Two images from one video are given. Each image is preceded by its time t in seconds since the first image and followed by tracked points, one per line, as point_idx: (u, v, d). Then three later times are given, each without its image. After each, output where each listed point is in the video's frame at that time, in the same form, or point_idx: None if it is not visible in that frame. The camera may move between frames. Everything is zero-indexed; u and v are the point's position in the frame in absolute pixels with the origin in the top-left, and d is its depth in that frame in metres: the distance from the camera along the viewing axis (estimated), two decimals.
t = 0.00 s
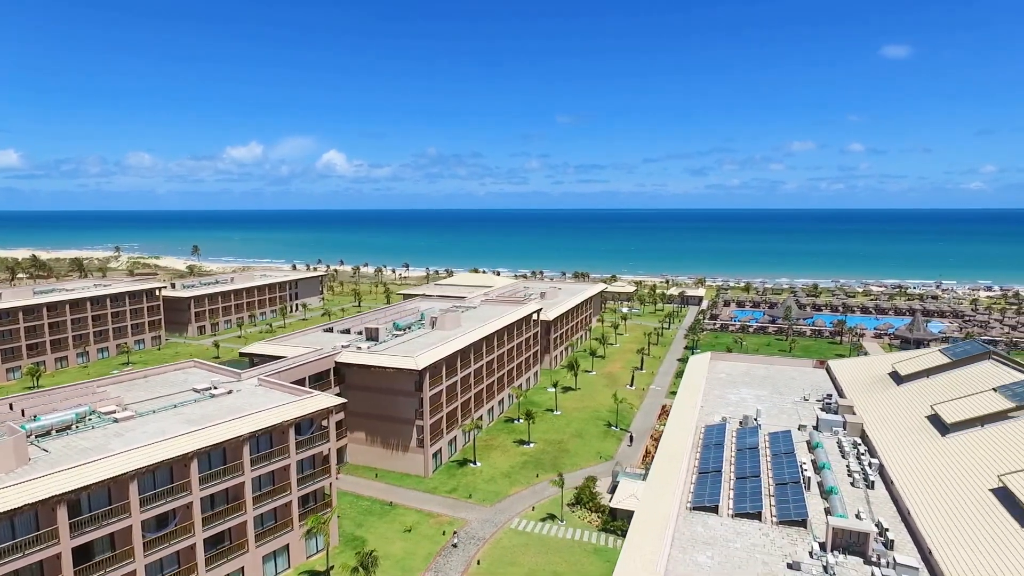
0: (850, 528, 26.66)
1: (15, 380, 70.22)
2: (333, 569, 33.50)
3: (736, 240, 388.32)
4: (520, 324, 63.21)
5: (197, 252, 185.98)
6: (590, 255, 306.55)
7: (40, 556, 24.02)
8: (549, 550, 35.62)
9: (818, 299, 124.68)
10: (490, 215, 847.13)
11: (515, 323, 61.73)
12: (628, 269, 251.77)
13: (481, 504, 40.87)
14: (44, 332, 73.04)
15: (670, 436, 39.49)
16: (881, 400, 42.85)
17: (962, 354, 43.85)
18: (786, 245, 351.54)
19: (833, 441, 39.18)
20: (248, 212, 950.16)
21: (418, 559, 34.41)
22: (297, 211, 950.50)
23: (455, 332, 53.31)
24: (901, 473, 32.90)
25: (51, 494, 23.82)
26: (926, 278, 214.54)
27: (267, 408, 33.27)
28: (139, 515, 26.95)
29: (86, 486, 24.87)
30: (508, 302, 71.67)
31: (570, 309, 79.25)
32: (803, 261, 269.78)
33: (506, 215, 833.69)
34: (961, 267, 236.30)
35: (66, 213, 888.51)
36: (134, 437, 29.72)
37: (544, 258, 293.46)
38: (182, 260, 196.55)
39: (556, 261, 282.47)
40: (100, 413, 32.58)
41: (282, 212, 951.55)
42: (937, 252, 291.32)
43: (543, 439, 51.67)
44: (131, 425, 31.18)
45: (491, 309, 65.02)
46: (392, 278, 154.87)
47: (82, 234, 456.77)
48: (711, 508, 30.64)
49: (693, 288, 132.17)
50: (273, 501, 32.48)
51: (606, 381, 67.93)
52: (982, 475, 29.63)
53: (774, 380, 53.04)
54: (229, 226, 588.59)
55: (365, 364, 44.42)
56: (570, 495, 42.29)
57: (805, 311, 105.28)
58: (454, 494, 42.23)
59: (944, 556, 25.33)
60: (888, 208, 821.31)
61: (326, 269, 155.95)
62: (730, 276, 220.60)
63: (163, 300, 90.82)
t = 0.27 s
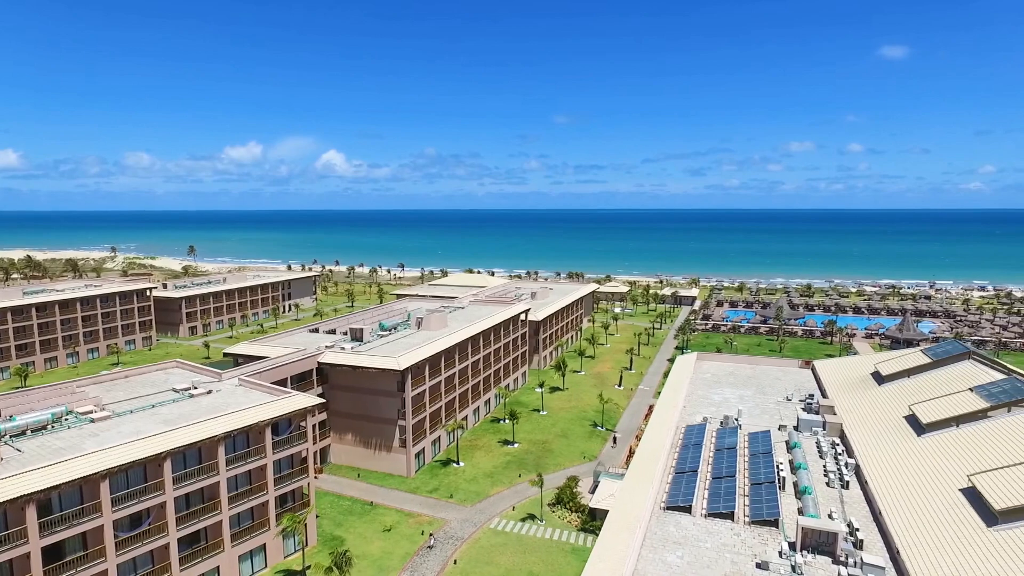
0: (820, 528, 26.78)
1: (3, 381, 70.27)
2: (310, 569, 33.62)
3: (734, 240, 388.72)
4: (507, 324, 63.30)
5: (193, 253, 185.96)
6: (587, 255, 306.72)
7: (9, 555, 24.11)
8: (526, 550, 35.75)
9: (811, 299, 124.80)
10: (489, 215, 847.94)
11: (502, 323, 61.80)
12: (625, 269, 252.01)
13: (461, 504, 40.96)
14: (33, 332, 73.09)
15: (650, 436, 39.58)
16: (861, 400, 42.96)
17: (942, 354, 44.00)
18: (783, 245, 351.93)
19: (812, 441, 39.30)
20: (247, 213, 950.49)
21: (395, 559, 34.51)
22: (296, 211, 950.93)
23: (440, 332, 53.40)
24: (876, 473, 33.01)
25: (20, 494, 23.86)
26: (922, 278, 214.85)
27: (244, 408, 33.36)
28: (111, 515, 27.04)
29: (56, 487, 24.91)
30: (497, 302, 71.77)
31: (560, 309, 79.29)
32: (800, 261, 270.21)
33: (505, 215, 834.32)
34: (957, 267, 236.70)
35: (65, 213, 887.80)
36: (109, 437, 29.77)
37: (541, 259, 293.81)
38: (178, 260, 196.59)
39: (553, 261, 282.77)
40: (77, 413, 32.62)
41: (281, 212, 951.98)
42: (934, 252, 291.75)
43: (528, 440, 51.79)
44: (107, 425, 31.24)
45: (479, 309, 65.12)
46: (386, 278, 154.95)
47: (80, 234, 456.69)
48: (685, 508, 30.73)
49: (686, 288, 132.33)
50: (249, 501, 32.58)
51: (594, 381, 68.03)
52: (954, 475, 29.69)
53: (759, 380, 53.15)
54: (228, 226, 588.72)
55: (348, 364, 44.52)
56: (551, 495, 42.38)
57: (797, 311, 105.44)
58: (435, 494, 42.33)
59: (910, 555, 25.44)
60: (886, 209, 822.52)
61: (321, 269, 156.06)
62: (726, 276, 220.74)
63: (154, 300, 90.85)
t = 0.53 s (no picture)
0: (790, 527, 26.89)
1: None
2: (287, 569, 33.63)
3: (731, 241, 389.44)
4: (494, 324, 63.42)
5: (187, 253, 186.04)
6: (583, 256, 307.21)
7: None
8: (504, 550, 35.82)
9: (803, 299, 125.05)
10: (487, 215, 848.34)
11: (489, 323, 61.91)
12: (621, 269, 252.37)
13: (441, 504, 41.01)
14: (21, 332, 73.07)
15: (629, 436, 39.66)
16: (841, 400, 43.12)
17: (922, 354, 44.19)
18: (779, 245, 352.67)
19: (791, 441, 39.43)
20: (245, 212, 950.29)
21: (372, 558, 34.53)
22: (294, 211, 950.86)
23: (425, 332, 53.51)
24: (850, 472, 33.11)
25: None
26: (916, 279, 215.44)
27: (220, 408, 33.43)
28: (83, 515, 27.05)
29: (26, 486, 24.93)
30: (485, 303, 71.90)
31: (549, 309, 79.43)
32: (795, 261, 270.88)
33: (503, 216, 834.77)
34: (952, 268, 237.26)
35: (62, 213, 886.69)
36: (83, 436, 29.80)
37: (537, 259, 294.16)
38: (173, 260, 196.58)
39: (549, 261, 283.10)
40: (53, 413, 32.64)
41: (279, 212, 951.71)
42: (929, 253, 292.59)
43: (512, 440, 51.90)
44: (82, 425, 31.29)
45: (466, 309, 65.27)
46: (380, 279, 155.16)
47: (77, 234, 456.27)
48: (658, 507, 30.81)
49: (679, 289, 132.57)
50: (226, 501, 32.59)
51: (581, 381, 68.16)
52: (925, 475, 29.77)
53: (743, 380, 53.29)
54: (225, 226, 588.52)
55: (329, 364, 44.61)
56: (532, 495, 42.44)
57: (789, 312, 105.72)
58: (416, 494, 42.37)
59: (877, 554, 25.55)
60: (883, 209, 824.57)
61: (315, 269, 156.14)
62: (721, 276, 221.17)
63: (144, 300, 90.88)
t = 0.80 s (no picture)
0: (758, 526, 27.02)
1: None
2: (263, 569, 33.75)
3: (728, 241, 389.74)
4: (481, 324, 63.52)
5: (182, 253, 186.02)
6: (581, 256, 307.46)
7: None
8: (480, 549, 35.95)
9: (796, 299, 125.23)
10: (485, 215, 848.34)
11: (475, 323, 61.98)
12: (617, 270, 252.59)
13: (421, 503, 41.15)
14: (10, 332, 73.13)
15: (608, 435, 39.76)
16: (821, 400, 43.26)
17: (902, 355, 44.29)
18: (777, 246, 353.00)
19: (769, 440, 39.57)
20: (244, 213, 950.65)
21: (348, 558, 34.65)
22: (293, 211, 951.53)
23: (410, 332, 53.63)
24: (824, 471, 33.22)
25: None
26: (912, 279, 215.79)
27: (196, 408, 33.52)
28: (54, 514, 27.12)
29: None
30: (474, 303, 72.00)
31: (539, 309, 79.51)
32: (792, 262, 271.23)
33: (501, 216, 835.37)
34: (947, 268, 237.69)
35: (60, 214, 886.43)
36: (56, 436, 29.84)
37: (534, 259, 294.30)
38: (168, 261, 196.61)
39: (546, 262, 283.34)
40: (28, 413, 32.68)
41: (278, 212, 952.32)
42: (925, 253, 293.07)
43: (496, 440, 52.01)
44: (57, 425, 31.33)
45: (453, 309, 65.42)
46: (375, 279, 155.28)
47: (75, 234, 456.04)
48: (631, 507, 30.89)
49: (673, 289, 132.75)
50: (202, 500, 32.69)
51: (569, 381, 68.27)
52: (896, 475, 29.82)
53: (727, 380, 53.41)
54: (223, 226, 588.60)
55: (311, 364, 44.72)
56: (512, 495, 42.55)
57: (781, 312, 105.88)
58: (397, 494, 42.50)
59: (843, 552, 25.65)
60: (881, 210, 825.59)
61: (309, 270, 156.27)
62: (717, 277, 221.41)
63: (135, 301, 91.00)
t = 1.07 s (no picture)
0: (727, 525, 27.14)
1: None
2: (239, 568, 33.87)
3: (726, 241, 390.07)
4: (468, 324, 63.61)
5: (177, 253, 186.01)
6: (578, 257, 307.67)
7: None
8: (457, 549, 36.08)
9: (789, 299, 125.34)
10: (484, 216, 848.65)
11: (462, 323, 62.04)
12: (613, 270, 252.70)
13: (402, 503, 41.27)
14: None
15: (587, 435, 39.90)
16: (802, 400, 43.36)
17: (883, 355, 44.40)
18: (774, 246, 353.27)
19: (748, 440, 39.70)
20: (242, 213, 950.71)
21: (325, 558, 34.77)
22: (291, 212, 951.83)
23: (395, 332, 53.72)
24: (798, 471, 33.38)
25: None
26: (907, 279, 216.07)
27: (173, 407, 33.56)
28: (26, 514, 27.15)
29: None
30: (463, 303, 72.09)
31: (529, 310, 79.57)
32: (788, 262, 271.50)
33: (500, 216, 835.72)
34: (942, 269, 238.10)
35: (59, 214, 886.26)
36: (31, 435, 29.88)
37: (530, 260, 294.50)
38: (163, 261, 196.64)
39: (543, 262, 283.52)
40: (5, 413, 32.64)
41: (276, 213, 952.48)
42: (922, 254, 293.37)
43: (480, 439, 52.09)
44: (32, 425, 31.37)
45: (441, 310, 65.53)
46: (370, 279, 155.30)
47: (72, 233, 455.69)
48: (604, 506, 31.03)
49: (666, 289, 132.91)
50: (178, 500, 32.74)
51: (558, 381, 68.34)
52: (868, 475, 29.94)
53: (711, 380, 53.51)
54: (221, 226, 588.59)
55: (293, 364, 44.80)
56: (493, 494, 42.65)
57: (773, 312, 105.95)
58: (378, 493, 42.61)
59: (809, 552, 25.78)
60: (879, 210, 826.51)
61: (304, 270, 156.28)
62: (712, 277, 221.61)
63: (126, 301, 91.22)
